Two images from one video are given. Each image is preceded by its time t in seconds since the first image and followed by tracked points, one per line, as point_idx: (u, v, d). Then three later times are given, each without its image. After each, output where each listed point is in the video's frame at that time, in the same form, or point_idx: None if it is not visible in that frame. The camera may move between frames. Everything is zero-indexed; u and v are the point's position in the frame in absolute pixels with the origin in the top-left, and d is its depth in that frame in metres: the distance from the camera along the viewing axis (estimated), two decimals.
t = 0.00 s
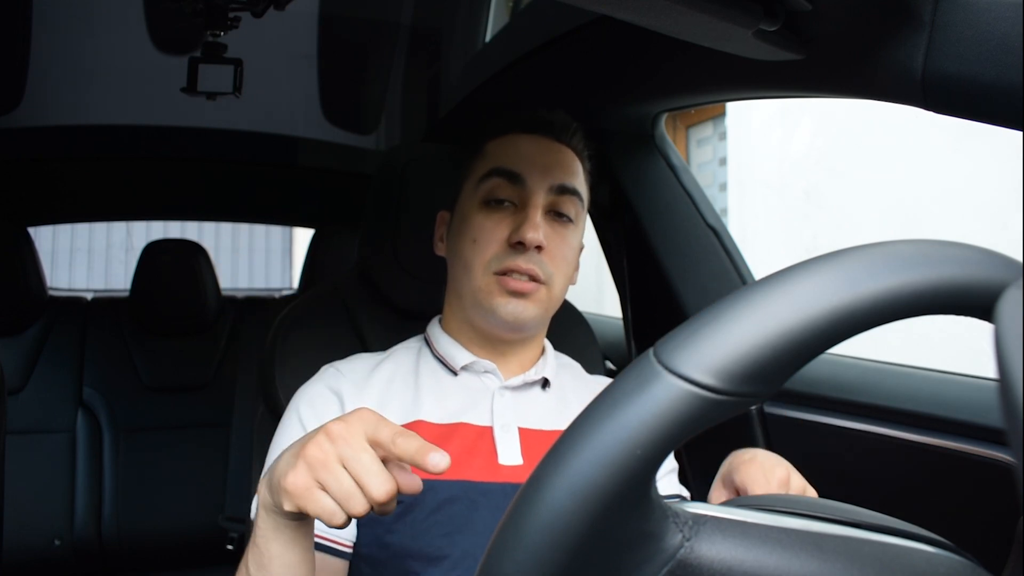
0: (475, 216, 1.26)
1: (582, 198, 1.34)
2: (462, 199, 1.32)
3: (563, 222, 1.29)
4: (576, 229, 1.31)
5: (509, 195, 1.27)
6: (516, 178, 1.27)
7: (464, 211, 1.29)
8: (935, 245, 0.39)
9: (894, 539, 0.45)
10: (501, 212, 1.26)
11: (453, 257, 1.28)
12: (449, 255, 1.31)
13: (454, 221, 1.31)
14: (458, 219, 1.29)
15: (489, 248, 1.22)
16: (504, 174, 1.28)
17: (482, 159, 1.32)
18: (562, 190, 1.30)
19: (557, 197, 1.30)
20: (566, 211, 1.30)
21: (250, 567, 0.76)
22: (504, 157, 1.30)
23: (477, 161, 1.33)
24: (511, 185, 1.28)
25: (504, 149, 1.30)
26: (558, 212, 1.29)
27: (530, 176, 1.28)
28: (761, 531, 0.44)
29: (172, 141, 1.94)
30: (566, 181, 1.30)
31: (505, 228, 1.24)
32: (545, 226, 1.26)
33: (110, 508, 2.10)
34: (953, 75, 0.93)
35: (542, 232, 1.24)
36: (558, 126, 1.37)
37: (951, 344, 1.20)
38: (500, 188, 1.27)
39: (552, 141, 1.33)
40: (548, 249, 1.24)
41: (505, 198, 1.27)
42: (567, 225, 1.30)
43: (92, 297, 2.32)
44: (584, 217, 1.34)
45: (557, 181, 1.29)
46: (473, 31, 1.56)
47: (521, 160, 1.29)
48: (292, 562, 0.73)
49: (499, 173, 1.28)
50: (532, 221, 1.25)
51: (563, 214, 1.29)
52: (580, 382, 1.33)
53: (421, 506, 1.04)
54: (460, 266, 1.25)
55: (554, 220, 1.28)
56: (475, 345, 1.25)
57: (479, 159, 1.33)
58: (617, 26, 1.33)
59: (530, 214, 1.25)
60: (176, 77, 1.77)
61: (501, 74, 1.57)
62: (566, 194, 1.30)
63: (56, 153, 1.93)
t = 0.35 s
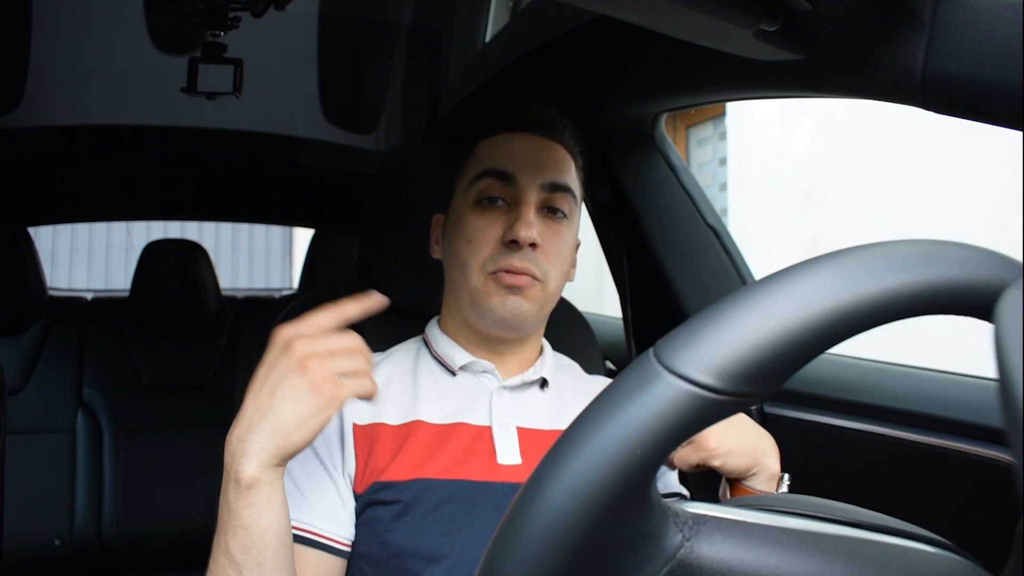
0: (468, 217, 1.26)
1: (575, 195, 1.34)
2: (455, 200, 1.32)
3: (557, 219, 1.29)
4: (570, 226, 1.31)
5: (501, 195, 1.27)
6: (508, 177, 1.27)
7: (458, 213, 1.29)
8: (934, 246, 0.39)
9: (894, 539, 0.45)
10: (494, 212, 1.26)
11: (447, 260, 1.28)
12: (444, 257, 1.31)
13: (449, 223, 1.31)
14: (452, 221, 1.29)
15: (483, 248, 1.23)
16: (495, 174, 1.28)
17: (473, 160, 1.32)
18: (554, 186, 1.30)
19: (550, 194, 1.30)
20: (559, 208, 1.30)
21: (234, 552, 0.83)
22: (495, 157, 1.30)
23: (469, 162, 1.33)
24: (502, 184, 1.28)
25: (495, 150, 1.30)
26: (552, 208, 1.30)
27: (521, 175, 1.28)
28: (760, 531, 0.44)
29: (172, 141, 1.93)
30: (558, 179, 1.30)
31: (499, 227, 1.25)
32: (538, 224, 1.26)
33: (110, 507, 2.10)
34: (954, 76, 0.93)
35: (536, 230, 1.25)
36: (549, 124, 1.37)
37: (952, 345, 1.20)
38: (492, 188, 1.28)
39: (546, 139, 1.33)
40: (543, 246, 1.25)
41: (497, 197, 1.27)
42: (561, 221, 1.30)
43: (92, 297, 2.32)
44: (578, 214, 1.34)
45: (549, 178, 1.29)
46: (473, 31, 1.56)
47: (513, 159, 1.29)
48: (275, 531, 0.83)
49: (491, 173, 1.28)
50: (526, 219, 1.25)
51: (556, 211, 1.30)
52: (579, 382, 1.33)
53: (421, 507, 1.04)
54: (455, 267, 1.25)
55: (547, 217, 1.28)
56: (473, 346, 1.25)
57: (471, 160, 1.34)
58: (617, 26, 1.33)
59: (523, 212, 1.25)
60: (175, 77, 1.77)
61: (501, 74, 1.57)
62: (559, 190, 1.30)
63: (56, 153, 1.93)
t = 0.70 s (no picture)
0: (467, 216, 1.25)
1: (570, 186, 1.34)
2: (451, 200, 1.31)
3: (555, 212, 1.29)
4: (568, 218, 1.31)
5: (498, 191, 1.26)
6: (504, 172, 1.26)
7: (455, 214, 1.28)
8: (934, 245, 0.39)
9: (894, 539, 0.45)
10: (493, 208, 1.25)
11: (448, 261, 1.26)
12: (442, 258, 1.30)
13: (446, 224, 1.30)
14: (449, 222, 1.28)
15: (485, 245, 1.21)
16: (492, 171, 1.26)
17: (467, 159, 1.31)
18: (551, 178, 1.29)
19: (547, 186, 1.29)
20: (557, 200, 1.29)
21: (279, 558, 0.87)
22: (490, 153, 1.28)
23: (462, 162, 1.32)
24: (499, 181, 1.27)
25: (488, 147, 1.29)
26: (549, 201, 1.29)
27: (517, 169, 1.27)
28: (760, 532, 0.44)
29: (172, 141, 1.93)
30: (554, 171, 1.29)
31: (499, 223, 1.23)
32: (538, 217, 1.25)
33: (110, 507, 2.10)
34: (954, 76, 0.93)
35: (538, 223, 1.24)
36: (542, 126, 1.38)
37: (952, 345, 1.20)
38: (488, 186, 1.27)
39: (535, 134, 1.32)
40: (544, 239, 1.24)
41: (494, 193, 1.26)
42: (559, 214, 1.29)
43: (92, 297, 2.32)
44: (574, 205, 1.33)
45: (546, 170, 1.29)
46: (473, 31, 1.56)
47: (507, 154, 1.28)
48: (321, 549, 0.85)
49: (487, 171, 1.26)
50: (526, 213, 1.24)
51: (554, 203, 1.29)
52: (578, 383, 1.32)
53: (421, 507, 1.04)
54: (457, 267, 1.23)
55: (545, 210, 1.28)
56: (475, 345, 1.24)
57: (463, 161, 1.33)
58: (617, 26, 1.33)
59: (522, 206, 1.25)
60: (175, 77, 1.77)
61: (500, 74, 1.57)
62: (555, 182, 1.29)
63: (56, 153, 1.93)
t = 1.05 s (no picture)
0: (460, 217, 1.26)
1: (563, 188, 1.35)
2: (445, 202, 1.31)
3: (549, 213, 1.29)
4: (562, 219, 1.32)
5: (491, 192, 1.27)
6: (496, 173, 1.28)
7: (449, 215, 1.28)
8: (934, 245, 0.39)
9: (895, 539, 0.45)
10: (486, 209, 1.26)
11: (443, 261, 1.27)
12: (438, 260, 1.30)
13: (441, 225, 1.31)
14: (443, 223, 1.29)
15: (479, 244, 1.22)
16: (484, 172, 1.28)
17: (459, 161, 1.32)
18: (541, 180, 1.30)
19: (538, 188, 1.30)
20: (550, 202, 1.30)
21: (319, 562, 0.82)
22: (482, 155, 1.30)
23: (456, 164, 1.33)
24: (491, 182, 1.28)
25: (481, 149, 1.30)
26: (542, 202, 1.30)
27: (509, 170, 1.28)
28: (760, 531, 0.44)
29: (171, 141, 1.93)
30: (545, 173, 1.31)
31: (492, 223, 1.24)
32: (532, 217, 1.26)
33: (110, 507, 2.11)
34: (954, 77, 0.93)
35: (530, 223, 1.24)
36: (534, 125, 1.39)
37: (952, 345, 1.20)
38: (481, 187, 1.28)
39: (525, 135, 1.34)
40: (537, 238, 1.24)
41: (488, 195, 1.27)
42: (552, 215, 1.30)
43: (92, 297, 2.32)
44: (566, 206, 1.35)
45: (538, 172, 1.30)
46: (473, 31, 1.56)
47: (499, 155, 1.29)
48: (364, 556, 0.80)
49: (479, 172, 1.28)
50: (519, 212, 1.25)
51: (547, 204, 1.30)
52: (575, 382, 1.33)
53: (421, 507, 1.04)
54: (452, 268, 1.24)
55: (539, 211, 1.28)
56: (474, 345, 1.25)
57: (456, 162, 1.34)
58: (617, 26, 1.33)
59: (514, 206, 1.25)
60: (175, 77, 1.77)
61: (500, 74, 1.57)
62: (547, 184, 1.31)
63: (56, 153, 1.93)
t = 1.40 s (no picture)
0: (485, 216, 1.25)
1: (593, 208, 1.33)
2: (475, 193, 1.30)
3: (572, 232, 1.28)
4: (585, 239, 1.30)
5: (522, 198, 1.26)
6: (531, 181, 1.26)
7: (474, 210, 1.27)
8: (933, 245, 0.39)
9: (894, 539, 0.45)
10: (513, 215, 1.25)
11: (458, 255, 1.26)
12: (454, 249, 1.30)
13: (463, 218, 1.30)
14: (468, 215, 1.28)
15: (496, 251, 1.21)
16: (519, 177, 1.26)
17: (497, 158, 1.30)
18: (573, 199, 1.28)
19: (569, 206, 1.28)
20: (576, 221, 1.28)
21: None
22: (520, 159, 1.28)
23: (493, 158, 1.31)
24: (524, 188, 1.26)
25: (520, 152, 1.28)
26: (568, 220, 1.28)
27: (545, 182, 1.26)
28: (761, 531, 0.43)
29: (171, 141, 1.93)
30: (579, 192, 1.29)
31: (515, 231, 1.23)
32: (554, 233, 1.24)
33: (110, 507, 2.11)
34: (954, 77, 0.93)
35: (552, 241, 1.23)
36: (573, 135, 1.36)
37: (952, 345, 1.20)
38: (513, 190, 1.26)
39: (567, 149, 1.31)
40: (555, 259, 1.23)
41: (518, 200, 1.26)
42: (575, 234, 1.28)
43: (92, 297, 2.32)
44: (593, 228, 1.32)
45: (572, 189, 1.28)
46: (473, 30, 1.56)
47: (536, 163, 1.28)
48: None
49: (514, 176, 1.26)
50: (543, 228, 1.23)
51: (573, 223, 1.28)
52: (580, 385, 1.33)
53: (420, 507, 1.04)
54: (465, 265, 1.23)
55: (563, 228, 1.27)
56: (473, 345, 1.25)
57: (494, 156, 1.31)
58: (617, 26, 1.33)
59: (541, 219, 1.24)
60: (175, 77, 1.77)
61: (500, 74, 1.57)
62: (578, 204, 1.29)
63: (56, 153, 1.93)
